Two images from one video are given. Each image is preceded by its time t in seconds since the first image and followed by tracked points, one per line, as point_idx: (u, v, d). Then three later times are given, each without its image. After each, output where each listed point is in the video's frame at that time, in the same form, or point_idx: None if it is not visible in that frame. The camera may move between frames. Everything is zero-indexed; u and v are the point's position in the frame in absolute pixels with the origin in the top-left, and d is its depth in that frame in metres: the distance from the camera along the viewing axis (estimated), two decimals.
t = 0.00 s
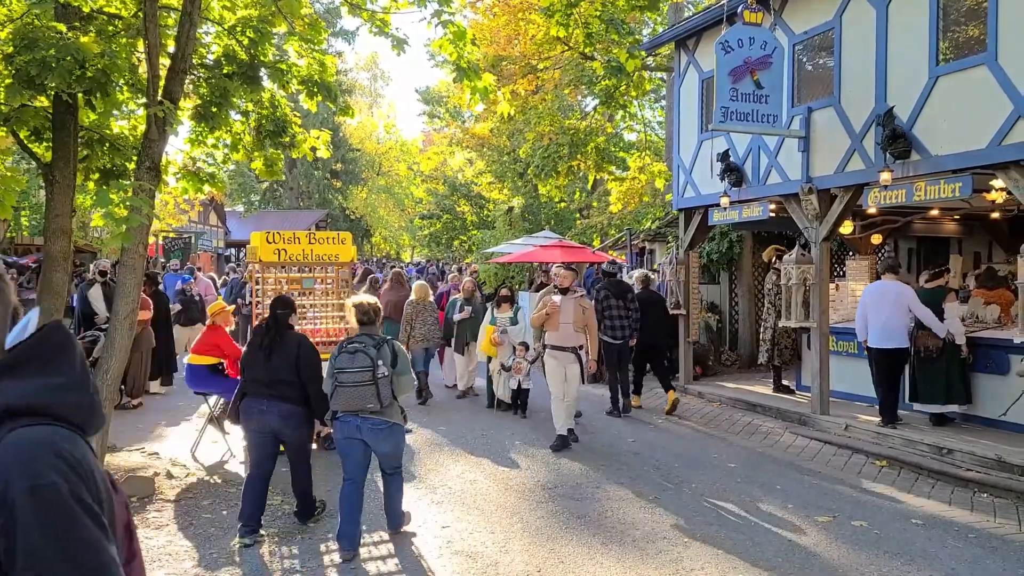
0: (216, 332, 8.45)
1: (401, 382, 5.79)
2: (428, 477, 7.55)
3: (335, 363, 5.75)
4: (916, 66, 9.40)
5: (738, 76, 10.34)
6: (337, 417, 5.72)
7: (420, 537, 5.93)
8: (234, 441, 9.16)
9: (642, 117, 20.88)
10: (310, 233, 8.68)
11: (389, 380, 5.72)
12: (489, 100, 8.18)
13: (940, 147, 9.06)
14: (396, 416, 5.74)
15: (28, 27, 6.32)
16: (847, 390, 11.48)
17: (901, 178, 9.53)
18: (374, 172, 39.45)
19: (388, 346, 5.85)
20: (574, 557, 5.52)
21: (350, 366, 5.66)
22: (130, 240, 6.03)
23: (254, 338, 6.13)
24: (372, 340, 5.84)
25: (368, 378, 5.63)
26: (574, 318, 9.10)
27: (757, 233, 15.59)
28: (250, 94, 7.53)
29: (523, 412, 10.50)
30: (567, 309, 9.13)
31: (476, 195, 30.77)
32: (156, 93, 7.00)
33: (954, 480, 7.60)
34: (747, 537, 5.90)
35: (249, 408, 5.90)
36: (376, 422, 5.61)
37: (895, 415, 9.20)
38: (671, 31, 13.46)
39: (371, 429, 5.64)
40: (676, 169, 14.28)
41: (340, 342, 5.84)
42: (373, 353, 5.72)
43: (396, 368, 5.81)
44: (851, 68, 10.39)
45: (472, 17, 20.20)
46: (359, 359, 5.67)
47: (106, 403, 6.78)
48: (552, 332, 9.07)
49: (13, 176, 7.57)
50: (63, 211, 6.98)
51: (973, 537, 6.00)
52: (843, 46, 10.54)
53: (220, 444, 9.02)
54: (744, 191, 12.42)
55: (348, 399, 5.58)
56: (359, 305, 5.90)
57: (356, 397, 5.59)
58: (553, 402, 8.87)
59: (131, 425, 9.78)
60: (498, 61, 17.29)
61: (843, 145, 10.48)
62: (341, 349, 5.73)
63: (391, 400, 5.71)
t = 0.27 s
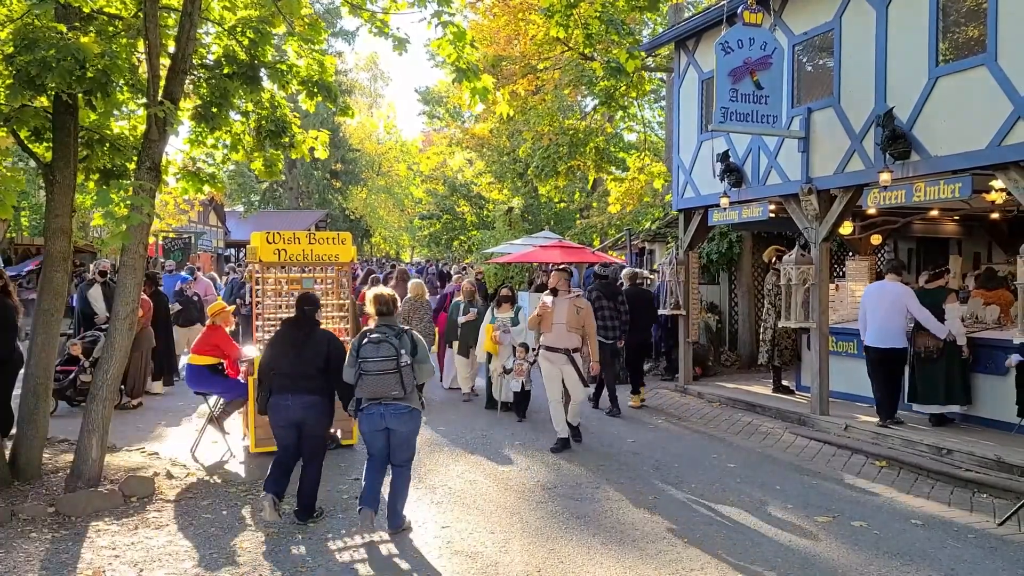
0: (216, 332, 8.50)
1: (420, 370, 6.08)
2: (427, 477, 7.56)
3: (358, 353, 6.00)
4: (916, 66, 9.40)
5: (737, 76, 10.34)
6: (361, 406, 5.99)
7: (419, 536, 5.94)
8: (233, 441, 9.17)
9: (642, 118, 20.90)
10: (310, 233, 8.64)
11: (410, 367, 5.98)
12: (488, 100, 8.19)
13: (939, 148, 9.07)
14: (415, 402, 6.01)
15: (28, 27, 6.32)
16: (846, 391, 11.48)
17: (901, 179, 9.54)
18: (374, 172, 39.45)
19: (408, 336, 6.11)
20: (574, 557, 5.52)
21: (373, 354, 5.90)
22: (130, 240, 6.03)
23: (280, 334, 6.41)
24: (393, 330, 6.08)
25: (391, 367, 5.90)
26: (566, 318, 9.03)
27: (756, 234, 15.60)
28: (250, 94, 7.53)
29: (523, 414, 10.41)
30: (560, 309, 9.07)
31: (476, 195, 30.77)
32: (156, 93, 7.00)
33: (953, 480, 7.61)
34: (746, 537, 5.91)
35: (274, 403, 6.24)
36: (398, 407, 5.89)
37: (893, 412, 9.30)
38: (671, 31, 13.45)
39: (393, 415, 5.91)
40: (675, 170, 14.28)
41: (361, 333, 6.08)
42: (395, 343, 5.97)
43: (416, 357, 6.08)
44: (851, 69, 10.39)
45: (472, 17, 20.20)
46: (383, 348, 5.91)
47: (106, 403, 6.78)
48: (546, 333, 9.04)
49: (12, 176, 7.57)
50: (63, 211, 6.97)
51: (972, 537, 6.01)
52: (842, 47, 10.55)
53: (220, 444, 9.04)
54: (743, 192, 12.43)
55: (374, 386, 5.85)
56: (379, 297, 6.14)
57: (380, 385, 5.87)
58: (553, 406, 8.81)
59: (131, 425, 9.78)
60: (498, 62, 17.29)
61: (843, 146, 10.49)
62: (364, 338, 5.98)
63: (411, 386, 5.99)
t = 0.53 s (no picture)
0: (215, 332, 8.51)
1: (430, 368, 6.30)
2: (427, 477, 7.56)
3: (371, 352, 6.22)
4: (915, 66, 9.40)
5: (737, 76, 10.35)
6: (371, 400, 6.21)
7: (419, 536, 5.95)
8: (233, 441, 9.18)
9: (641, 117, 20.89)
10: (309, 233, 8.67)
11: (421, 366, 6.21)
12: (487, 100, 8.19)
13: (938, 148, 9.07)
14: (424, 399, 6.23)
15: (27, 27, 6.32)
16: (845, 390, 11.49)
17: (900, 178, 9.54)
18: (373, 172, 39.44)
19: (418, 336, 6.34)
20: (573, 556, 5.53)
21: (386, 353, 6.13)
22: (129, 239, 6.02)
23: (293, 330, 6.63)
24: (404, 330, 6.31)
25: (403, 365, 6.12)
26: (558, 317, 8.83)
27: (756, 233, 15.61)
28: (249, 94, 7.53)
29: (526, 416, 10.32)
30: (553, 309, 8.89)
31: (475, 195, 30.77)
32: (156, 93, 7.00)
33: (952, 480, 7.61)
34: (745, 536, 5.92)
35: (289, 399, 6.42)
36: (408, 403, 6.11)
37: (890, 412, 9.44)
38: (670, 31, 13.46)
39: (402, 409, 6.12)
40: (675, 169, 14.29)
41: (373, 332, 6.30)
42: (407, 343, 6.20)
43: (426, 356, 6.31)
44: (850, 69, 10.40)
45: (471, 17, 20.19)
46: (396, 348, 6.14)
47: (105, 402, 6.77)
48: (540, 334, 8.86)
49: (11, 175, 7.57)
50: (62, 210, 6.97)
51: (971, 537, 6.02)
52: (842, 47, 10.55)
53: (219, 444, 9.05)
54: (743, 191, 12.44)
55: (386, 384, 6.07)
56: (391, 298, 6.36)
57: (392, 383, 6.09)
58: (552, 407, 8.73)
59: (130, 425, 9.79)
60: (497, 61, 17.29)
61: (841, 145, 10.50)
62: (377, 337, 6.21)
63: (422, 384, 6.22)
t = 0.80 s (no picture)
0: (215, 332, 8.51)
1: (435, 362, 6.59)
2: (427, 477, 7.56)
3: (377, 346, 6.50)
4: (915, 66, 9.40)
5: (737, 76, 10.34)
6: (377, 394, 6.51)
7: (419, 535, 5.95)
8: (232, 441, 9.18)
9: (641, 116, 20.88)
10: (309, 233, 8.70)
11: (424, 361, 6.50)
12: (487, 100, 8.19)
13: (938, 147, 9.08)
14: (428, 392, 6.53)
15: (26, 27, 6.32)
16: (845, 389, 11.50)
17: (900, 178, 9.54)
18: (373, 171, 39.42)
19: (423, 331, 6.61)
20: (573, 556, 5.53)
21: (392, 347, 6.41)
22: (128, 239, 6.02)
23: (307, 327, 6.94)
24: (409, 325, 6.58)
25: (408, 359, 6.41)
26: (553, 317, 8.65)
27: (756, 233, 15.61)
28: (249, 94, 7.53)
29: (528, 417, 10.17)
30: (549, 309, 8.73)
31: (475, 195, 30.76)
32: (155, 93, 7.00)
33: (952, 480, 7.62)
34: (745, 536, 5.92)
35: (303, 390, 6.77)
36: (412, 397, 6.40)
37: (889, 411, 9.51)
38: (670, 31, 13.46)
39: (407, 404, 6.42)
40: (674, 169, 14.29)
41: (379, 328, 6.59)
42: (412, 338, 6.48)
43: (431, 351, 6.59)
44: (850, 68, 10.40)
45: (471, 17, 20.18)
46: (401, 342, 6.42)
47: (105, 402, 6.77)
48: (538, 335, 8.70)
49: (11, 175, 7.57)
50: (61, 211, 6.97)
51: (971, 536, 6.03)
52: (842, 46, 10.55)
53: (219, 443, 9.05)
54: (742, 191, 12.44)
55: (391, 377, 6.37)
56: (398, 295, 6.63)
57: (398, 376, 6.39)
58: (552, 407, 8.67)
59: (130, 425, 9.79)
60: (497, 61, 17.28)
61: (841, 145, 10.50)
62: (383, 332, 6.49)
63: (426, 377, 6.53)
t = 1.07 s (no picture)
0: (216, 331, 8.51)
1: (442, 360, 6.70)
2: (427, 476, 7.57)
3: (386, 344, 6.67)
4: (916, 65, 9.40)
5: (737, 75, 10.34)
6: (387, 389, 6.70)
7: (419, 534, 5.96)
8: (233, 440, 9.19)
9: (642, 115, 20.88)
10: (309, 232, 8.68)
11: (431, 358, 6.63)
12: (488, 99, 8.20)
13: (938, 146, 9.07)
14: (436, 388, 6.66)
15: (26, 26, 6.32)
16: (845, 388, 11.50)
17: (901, 177, 9.53)
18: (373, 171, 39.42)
19: (431, 329, 6.73)
20: (573, 555, 5.53)
21: (399, 346, 6.57)
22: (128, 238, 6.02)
23: (324, 321, 7.16)
24: (417, 324, 6.71)
25: (414, 357, 6.55)
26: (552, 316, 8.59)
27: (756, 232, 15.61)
28: (249, 94, 7.53)
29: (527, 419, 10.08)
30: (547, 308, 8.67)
31: (475, 194, 30.74)
32: (156, 93, 7.00)
33: (953, 479, 7.62)
34: (745, 535, 5.92)
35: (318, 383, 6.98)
36: (420, 393, 6.56)
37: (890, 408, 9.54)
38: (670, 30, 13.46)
39: (416, 400, 6.59)
40: (675, 168, 14.29)
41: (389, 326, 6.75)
42: (419, 336, 6.62)
43: (438, 349, 6.71)
44: (851, 67, 10.39)
45: (472, 17, 20.17)
46: (408, 341, 6.58)
47: (106, 401, 6.77)
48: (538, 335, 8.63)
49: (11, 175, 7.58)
50: (62, 210, 6.98)
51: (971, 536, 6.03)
52: (842, 45, 10.54)
53: (219, 443, 9.06)
54: (743, 190, 12.43)
55: (399, 374, 6.53)
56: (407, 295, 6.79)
57: (405, 373, 6.54)
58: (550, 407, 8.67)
59: (131, 424, 9.80)
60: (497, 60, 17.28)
61: (842, 144, 10.50)
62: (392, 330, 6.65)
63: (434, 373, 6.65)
